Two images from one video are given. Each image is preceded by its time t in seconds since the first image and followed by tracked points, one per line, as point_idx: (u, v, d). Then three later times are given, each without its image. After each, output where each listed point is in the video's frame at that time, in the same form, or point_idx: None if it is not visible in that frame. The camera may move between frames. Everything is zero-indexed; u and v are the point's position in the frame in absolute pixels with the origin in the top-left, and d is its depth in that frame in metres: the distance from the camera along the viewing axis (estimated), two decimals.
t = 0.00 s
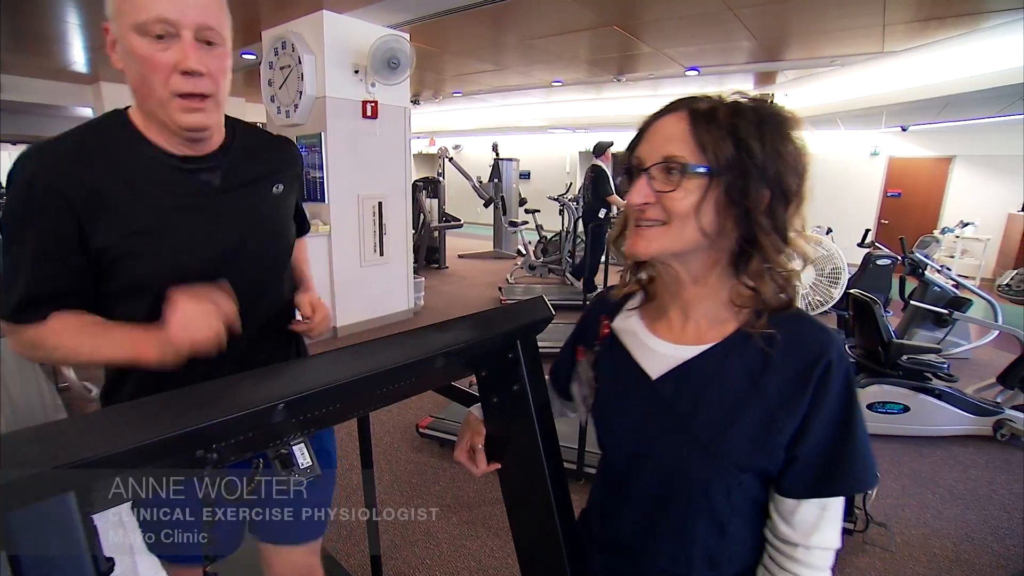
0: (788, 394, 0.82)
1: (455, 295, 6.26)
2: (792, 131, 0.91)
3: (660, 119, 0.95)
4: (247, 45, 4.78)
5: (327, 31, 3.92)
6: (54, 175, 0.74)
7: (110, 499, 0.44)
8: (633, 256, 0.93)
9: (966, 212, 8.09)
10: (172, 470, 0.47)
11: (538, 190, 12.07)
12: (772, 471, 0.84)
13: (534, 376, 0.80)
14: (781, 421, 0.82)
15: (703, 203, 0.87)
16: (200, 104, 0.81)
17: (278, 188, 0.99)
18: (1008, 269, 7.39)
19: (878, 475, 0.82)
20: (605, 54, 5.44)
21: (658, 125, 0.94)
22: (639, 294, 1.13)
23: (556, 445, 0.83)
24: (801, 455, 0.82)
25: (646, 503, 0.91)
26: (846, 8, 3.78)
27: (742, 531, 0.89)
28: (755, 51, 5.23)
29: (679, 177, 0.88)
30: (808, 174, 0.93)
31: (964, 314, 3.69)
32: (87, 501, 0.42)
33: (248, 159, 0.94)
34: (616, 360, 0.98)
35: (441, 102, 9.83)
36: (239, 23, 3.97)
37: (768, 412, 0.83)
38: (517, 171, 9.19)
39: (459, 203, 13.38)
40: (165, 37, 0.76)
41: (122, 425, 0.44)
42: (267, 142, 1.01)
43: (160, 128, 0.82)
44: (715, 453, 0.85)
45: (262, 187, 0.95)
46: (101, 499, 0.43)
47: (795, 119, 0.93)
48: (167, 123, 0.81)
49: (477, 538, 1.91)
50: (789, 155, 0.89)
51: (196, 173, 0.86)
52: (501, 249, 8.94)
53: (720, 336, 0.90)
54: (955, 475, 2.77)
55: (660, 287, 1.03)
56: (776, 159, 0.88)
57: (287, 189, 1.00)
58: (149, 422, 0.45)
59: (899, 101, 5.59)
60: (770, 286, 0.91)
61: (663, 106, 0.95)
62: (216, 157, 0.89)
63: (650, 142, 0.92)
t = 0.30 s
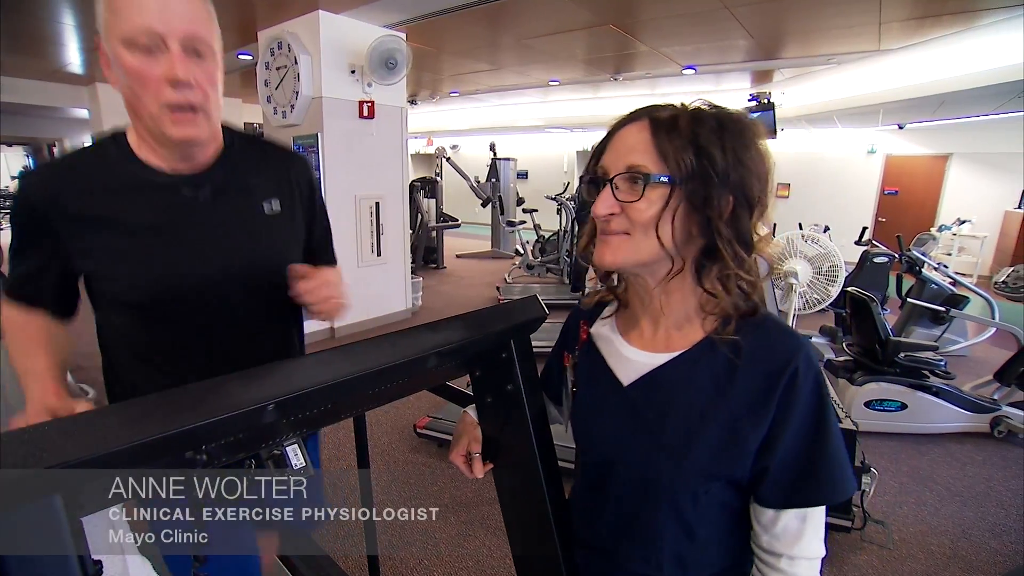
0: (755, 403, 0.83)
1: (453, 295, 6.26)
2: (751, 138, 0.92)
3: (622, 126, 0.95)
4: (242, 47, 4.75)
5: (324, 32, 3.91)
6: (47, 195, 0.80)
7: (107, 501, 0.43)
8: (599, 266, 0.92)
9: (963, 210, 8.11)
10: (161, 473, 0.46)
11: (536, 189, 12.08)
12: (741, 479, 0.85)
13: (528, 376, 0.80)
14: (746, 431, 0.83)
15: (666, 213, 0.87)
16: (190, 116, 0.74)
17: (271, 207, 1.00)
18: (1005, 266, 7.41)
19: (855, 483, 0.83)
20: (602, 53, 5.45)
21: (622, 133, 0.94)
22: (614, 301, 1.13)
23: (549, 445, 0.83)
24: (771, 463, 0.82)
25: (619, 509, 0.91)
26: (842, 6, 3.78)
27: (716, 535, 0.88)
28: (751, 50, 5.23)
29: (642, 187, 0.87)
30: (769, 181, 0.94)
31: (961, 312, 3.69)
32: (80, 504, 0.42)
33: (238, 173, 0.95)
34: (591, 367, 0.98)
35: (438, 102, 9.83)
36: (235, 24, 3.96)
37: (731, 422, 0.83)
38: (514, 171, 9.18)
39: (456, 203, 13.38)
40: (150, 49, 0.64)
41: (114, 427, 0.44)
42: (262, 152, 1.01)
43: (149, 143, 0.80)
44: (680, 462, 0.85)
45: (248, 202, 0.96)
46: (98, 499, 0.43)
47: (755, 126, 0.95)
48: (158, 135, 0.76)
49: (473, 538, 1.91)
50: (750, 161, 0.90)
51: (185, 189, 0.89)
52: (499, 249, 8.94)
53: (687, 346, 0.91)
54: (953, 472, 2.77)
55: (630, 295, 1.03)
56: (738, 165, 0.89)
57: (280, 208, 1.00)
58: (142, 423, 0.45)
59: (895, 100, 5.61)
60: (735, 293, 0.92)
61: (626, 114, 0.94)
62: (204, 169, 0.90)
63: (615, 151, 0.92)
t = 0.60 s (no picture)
0: (733, 409, 0.83)
1: (452, 296, 6.26)
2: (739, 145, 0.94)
3: (616, 134, 0.94)
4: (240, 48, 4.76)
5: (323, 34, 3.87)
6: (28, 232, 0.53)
7: (107, 501, 0.43)
8: (601, 277, 0.92)
9: (962, 209, 8.11)
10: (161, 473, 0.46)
11: (535, 190, 12.08)
12: (718, 485, 0.84)
13: (524, 377, 0.81)
14: (722, 438, 0.82)
15: (672, 222, 0.89)
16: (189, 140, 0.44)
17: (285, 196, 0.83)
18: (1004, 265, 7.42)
19: (832, 493, 0.81)
20: (601, 54, 5.45)
21: (616, 141, 0.93)
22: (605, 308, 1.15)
23: (548, 446, 0.83)
24: (745, 469, 0.82)
25: (600, 509, 0.92)
26: (840, 6, 3.79)
27: (688, 539, 0.88)
28: (750, 49, 5.23)
29: (646, 199, 0.87)
30: (755, 185, 0.96)
31: (960, 311, 3.70)
32: (79, 503, 0.42)
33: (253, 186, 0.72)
34: (583, 367, 1.00)
35: (437, 103, 9.83)
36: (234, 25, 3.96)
37: (710, 428, 0.83)
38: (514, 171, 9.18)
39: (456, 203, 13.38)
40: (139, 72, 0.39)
41: (109, 428, 0.44)
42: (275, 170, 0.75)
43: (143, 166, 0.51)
44: (659, 465, 0.85)
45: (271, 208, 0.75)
46: (98, 499, 0.43)
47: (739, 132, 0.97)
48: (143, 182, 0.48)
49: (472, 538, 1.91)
50: (741, 169, 0.93)
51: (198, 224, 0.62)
52: (499, 250, 8.94)
53: (677, 348, 0.92)
54: (953, 471, 2.77)
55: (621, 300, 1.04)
56: (731, 173, 0.92)
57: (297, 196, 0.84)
58: (139, 423, 0.45)
59: (895, 99, 5.61)
60: (731, 297, 0.92)
61: (620, 122, 0.93)
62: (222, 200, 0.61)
63: (608, 160, 0.91)
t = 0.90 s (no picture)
0: (725, 404, 0.83)
1: (455, 296, 6.27)
2: (753, 158, 0.89)
3: (628, 131, 0.95)
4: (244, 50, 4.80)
5: (325, 35, 3.93)
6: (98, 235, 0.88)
7: (107, 503, 0.43)
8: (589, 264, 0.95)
9: (966, 209, 8.09)
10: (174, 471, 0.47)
11: (538, 190, 12.09)
12: (712, 478, 0.84)
13: (530, 375, 0.82)
14: (718, 428, 0.83)
15: (651, 222, 0.88)
16: (227, 144, 0.91)
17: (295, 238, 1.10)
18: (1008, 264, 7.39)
19: (825, 486, 0.82)
20: (603, 54, 5.45)
21: (624, 138, 0.94)
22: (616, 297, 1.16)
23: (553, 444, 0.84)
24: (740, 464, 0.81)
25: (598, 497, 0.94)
26: (842, 6, 3.79)
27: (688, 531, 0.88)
28: (752, 49, 5.23)
29: (629, 195, 0.88)
30: (766, 203, 0.90)
31: (964, 310, 3.70)
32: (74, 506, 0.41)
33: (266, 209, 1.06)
34: (587, 360, 1.02)
35: (439, 104, 9.84)
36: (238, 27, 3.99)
37: (707, 419, 0.84)
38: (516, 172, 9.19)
39: (459, 203, 13.40)
40: (196, 82, 0.86)
41: (128, 423, 0.45)
42: (291, 188, 1.14)
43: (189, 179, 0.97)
44: (656, 454, 0.86)
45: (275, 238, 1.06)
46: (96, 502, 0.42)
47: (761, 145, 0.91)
48: (197, 163, 0.92)
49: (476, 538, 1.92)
50: (744, 182, 0.87)
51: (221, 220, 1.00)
52: (501, 250, 8.96)
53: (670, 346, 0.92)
54: (956, 471, 2.77)
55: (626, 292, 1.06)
56: (730, 184, 0.87)
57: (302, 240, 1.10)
58: (157, 419, 0.46)
59: (896, 99, 5.61)
60: (717, 310, 0.90)
61: (632, 121, 0.95)
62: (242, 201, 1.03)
63: (615, 152, 0.93)
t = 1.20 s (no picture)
0: (753, 406, 0.83)
1: (460, 296, 6.29)
2: (773, 157, 0.92)
3: (650, 131, 0.99)
4: (251, 50, 4.84)
5: (331, 35, 3.95)
6: (80, 227, 0.89)
7: (107, 504, 0.42)
8: (610, 254, 0.96)
9: (972, 209, 8.05)
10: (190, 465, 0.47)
11: (542, 190, 12.11)
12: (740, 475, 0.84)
13: (538, 372, 0.83)
14: (743, 428, 0.83)
15: (673, 210, 0.90)
16: (205, 135, 0.82)
17: (291, 221, 1.01)
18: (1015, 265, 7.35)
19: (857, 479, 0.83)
20: (607, 55, 5.46)
21: (647, 137, 0.97)
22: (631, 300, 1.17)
23: (559, 442, 0.85)
24: (778, 468, 0.82)
25: (613, 494, 0.94)
26: (847, 6, 3.78)
27: (710, 528, 0.88)
28: (758, 49, 5.22)
29: (651, 185, 0.91)
30: (787, 201, 0.93)
31: (970, 311, 3.69)
32: (71, 505, 0.41)
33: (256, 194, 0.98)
34: (602, 359, 1.02)
35: (444, 104, 9.86)
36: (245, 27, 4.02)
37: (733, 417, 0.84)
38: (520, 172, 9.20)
39: (463, 203, 13.42)
40: (168, 70, 0.76)
41: (144, 418, 0.46)
42: (287, 171, 1.04)
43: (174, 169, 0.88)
44: (676, 452, 0.86)
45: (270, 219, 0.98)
46: (95, 502, 0.41)
47: (782, 146, 0.94)
48: (177, 156, 0.83)
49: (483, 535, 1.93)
50: (763, 175, 0.90)
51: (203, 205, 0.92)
52: (505, 250, 8.98)
53: (693, 344, 0.93)
54: (962, 472, 2.76)
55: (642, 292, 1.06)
56: (749, 178, 0.89)
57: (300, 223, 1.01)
58: (170, 416, 0.47)
59: (902, 99, 5.59)
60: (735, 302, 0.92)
61: (655, 121, 0.98)
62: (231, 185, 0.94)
63: (638, 149, 0.97)
